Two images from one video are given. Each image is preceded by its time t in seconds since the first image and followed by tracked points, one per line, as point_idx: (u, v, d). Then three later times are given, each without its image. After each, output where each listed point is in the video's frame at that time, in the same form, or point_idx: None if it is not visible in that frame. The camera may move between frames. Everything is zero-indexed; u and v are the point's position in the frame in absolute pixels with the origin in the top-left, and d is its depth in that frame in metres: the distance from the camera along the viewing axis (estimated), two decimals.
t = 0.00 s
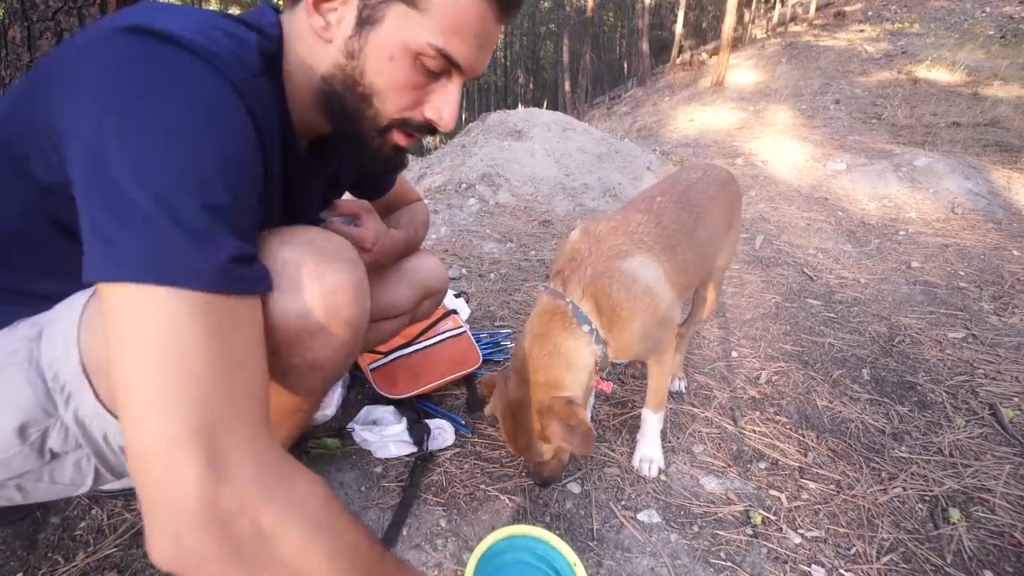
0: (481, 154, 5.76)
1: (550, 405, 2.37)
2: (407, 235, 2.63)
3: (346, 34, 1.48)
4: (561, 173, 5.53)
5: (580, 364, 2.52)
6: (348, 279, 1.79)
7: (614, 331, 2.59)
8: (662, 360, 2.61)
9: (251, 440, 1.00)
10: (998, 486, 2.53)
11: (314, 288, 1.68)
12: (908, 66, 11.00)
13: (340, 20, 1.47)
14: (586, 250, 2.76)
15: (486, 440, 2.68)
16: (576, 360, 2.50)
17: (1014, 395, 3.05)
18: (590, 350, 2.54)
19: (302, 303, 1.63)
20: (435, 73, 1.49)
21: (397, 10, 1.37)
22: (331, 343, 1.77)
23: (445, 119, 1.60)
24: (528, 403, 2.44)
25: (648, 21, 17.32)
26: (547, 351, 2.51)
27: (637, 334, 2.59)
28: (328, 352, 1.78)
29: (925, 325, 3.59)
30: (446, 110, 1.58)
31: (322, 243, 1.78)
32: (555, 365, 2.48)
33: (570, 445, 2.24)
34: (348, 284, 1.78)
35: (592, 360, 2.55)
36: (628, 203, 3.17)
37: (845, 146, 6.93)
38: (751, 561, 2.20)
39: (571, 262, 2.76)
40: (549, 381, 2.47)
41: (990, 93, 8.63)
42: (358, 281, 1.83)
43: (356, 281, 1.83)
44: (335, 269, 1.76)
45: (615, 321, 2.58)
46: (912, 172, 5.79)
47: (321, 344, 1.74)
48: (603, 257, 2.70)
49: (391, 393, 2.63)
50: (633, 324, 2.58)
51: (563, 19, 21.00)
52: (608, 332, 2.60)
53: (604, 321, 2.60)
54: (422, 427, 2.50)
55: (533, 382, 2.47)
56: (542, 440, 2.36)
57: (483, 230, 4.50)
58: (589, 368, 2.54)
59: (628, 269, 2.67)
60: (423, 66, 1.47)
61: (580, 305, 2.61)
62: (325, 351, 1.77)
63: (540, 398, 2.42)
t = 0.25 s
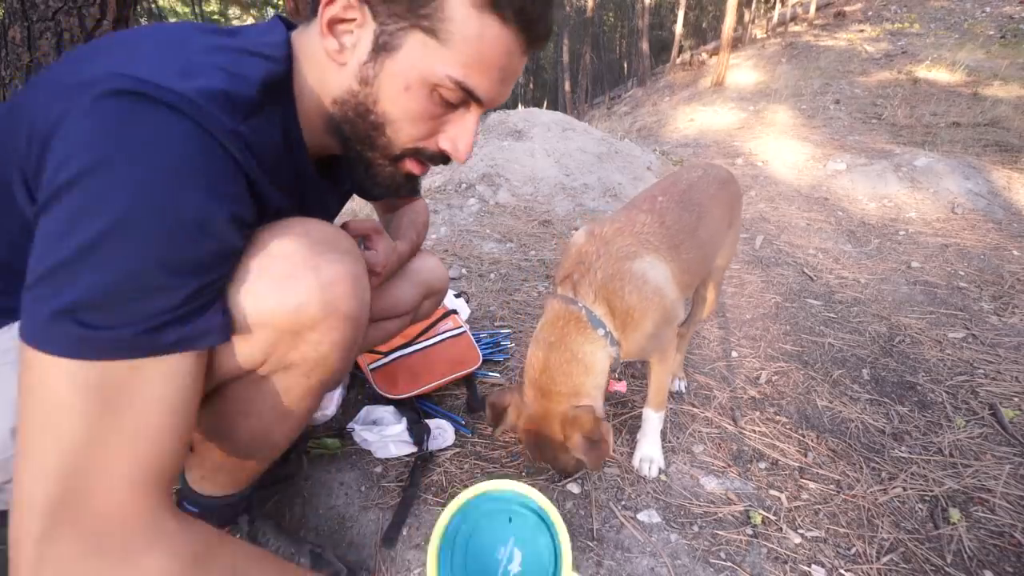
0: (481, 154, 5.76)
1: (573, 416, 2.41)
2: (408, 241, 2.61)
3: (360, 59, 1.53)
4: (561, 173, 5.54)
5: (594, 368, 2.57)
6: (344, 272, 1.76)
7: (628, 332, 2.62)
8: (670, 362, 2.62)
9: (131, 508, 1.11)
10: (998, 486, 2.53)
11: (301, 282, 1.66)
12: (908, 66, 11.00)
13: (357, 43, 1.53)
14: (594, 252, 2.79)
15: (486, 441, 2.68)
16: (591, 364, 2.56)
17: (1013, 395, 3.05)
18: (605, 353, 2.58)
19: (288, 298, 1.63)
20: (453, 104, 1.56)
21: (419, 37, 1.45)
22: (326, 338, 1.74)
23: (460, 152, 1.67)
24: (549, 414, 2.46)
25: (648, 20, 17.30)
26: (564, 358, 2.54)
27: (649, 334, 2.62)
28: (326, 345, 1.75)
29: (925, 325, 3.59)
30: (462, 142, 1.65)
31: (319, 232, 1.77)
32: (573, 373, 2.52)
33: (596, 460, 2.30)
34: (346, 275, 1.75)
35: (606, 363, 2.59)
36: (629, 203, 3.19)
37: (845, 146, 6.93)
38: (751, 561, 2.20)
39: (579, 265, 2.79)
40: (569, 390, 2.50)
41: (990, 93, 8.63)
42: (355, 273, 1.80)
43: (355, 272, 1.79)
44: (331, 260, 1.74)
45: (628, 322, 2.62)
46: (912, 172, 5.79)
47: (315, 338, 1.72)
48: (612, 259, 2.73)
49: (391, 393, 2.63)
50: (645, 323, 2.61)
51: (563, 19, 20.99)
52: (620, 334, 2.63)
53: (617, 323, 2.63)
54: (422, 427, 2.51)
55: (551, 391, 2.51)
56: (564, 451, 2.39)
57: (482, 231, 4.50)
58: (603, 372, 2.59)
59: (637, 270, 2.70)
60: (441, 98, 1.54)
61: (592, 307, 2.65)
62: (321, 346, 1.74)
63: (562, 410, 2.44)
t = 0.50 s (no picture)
0: (481, 153, 5.76)
1: (590, 421, 2.42)
2: (415, 247, 2.63)
3: (358, 30, 1.56)
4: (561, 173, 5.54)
5: (609, 372, 2.56)
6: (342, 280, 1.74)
7: (641, 334, 2.60)
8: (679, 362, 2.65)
9: (68, 486, 1.03)
10: (998, 486, 2.53)
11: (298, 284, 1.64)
12: (908, 66, 11.00)
13: (355, 15, 1.56)
14: (606, 257, 2.79)
15: (485, 441, 2.68)
16: (605, 370, 2.54)
17: (1013, 395, 3.05)
18: (620, 358, 2.58)
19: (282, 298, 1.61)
20: (453, 76, 1.57)
21: (419, 5, 1.46)
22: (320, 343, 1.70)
23: (460, 126, 1.67)
24: (565, 418, 2.47)
25: (648, 20, 17.28)
26: (580, 364, 2.53)
27: (661, 335, 2.62)
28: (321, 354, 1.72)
29: (925, 325, 3.59)
30: (462, 116, 1.65)
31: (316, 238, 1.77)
32: (590, 380, 2.51)
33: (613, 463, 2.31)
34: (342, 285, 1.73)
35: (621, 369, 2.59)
36: (627, 207, 3.20)
37: (845, 146, 6.93)
38: (751, 561, 2.20)
39: (591, 271, 2.77)
40: (585, 396, 2.50)
41: (990, 93, 8.63)
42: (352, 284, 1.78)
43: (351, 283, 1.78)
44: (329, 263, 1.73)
45: (642, 325, 2.60)
46: (912, 172, 5.79)
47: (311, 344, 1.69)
48: (624, 263, 2.73)
49: (391, 393, 2.62)
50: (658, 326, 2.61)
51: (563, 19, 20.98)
52: (636, 338, 2.60)
53: (631, 326, 2.60)
54: (422, 427, 2.51)
55: (566, 396, 2.50)
56: (577, 456, 2.41)
57: (482, 231, 4.50)
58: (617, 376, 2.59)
59: (650, 272, 2.71)
60: (441, 69, 1.55)
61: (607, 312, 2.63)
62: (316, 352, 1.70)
63: (578, 416, 2.45)
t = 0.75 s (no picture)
0: (482, 154, 5.76)
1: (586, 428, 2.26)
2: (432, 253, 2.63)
3: None
4: (561, 173, 5.54)
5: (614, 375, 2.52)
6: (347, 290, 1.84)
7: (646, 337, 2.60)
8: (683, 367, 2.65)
9: (42, 323, 0.85)
10: (998, 486, 2.53)
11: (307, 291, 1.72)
12: (908, 66, 11.00)
13: None
14: (612, 260, 2.80)
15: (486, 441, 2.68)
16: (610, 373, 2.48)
17: (1014, 395, 3.05)
18: (626, 362, 2.52)
19: (285, 312, 1.68)
20: None
21: None
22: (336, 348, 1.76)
23: None
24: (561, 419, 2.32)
25: (648, 20, 17.26)
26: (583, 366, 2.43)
27: (666, 337, 2.62)
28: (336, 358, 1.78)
29: (925, 325, 3.59)
30: None
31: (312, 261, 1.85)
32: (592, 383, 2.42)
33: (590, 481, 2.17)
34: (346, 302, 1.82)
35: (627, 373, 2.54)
36: (629, 212, 3.20)
37: (845, 146, 6.93)
38: (751, 561, 2.20)
39: (597, 273, 2.78)
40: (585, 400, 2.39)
41: (990, 93, 8.62)
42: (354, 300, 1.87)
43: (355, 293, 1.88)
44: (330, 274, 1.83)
45: (647, 327, 2.60)
46: (912, 172, 5.79)
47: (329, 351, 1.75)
48: (631, 266, 2.75)
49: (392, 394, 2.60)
50: (665, 329, 2.62)
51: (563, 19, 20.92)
52: (641, 342, 2.60)
53: (636, 329, 2.60)
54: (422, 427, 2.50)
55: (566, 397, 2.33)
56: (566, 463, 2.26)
57: (482, 231, 4.50)
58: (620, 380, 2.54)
59: (657, 275, 2.72)
60: None
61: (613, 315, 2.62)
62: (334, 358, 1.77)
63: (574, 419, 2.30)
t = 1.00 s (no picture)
0: (482, 154, 5.76)
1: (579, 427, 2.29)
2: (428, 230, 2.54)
3: None
4: (561, 173, 5.54)
5: (609, 376, 2.50)
6: (350, 321, 1.44)
7: (641, 338, 2.58)
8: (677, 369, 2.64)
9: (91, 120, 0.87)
10: (998, 486, 2.53)
11: (288, 313, 1.33)
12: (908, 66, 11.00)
13: None
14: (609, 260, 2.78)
15: (486, 441, 2.68)
16: (605, 375, 2.47)
17: (1013, 395, 3.05)
18: (620, 364, 2.52)
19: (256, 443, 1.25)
20: None
21: None
22: (334, 389, 1.32)
23: None
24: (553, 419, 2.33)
25: (648, 20, 17.25)
26: (578, 367, 2.44)
27: (662, 338, 2.60)
28: (331, 405, 1.31)
29: (925, 325, 3.59)
30: None
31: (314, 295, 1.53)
32: (586, 384, 2.42)
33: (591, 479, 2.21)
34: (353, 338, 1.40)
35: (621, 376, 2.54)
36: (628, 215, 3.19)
37: (845, 146, 6.93)
38: (751, 561, 2.20)
39: (594, 272, 2.76)
40: (579, 400, 2.40)
41: (990, 93, 8.62)
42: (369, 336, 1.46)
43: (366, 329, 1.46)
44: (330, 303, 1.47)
45: (642, 328, 2.58)
46: (912, 172, 5.79)
47: (324, 394, 1.30)
48: (626, 266, 2.73)
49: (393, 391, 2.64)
50: (660, 331, 2.60)
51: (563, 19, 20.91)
52: (637, 343, 2.58)
53: (632, 329, 2.59)
54: (421, 426, 2.51)
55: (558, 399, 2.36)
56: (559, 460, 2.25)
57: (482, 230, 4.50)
58: (614, 382, 2.52)
59: (653, 276, 2.71)
60: None
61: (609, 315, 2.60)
62: (326, 405, 1.30)
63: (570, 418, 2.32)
